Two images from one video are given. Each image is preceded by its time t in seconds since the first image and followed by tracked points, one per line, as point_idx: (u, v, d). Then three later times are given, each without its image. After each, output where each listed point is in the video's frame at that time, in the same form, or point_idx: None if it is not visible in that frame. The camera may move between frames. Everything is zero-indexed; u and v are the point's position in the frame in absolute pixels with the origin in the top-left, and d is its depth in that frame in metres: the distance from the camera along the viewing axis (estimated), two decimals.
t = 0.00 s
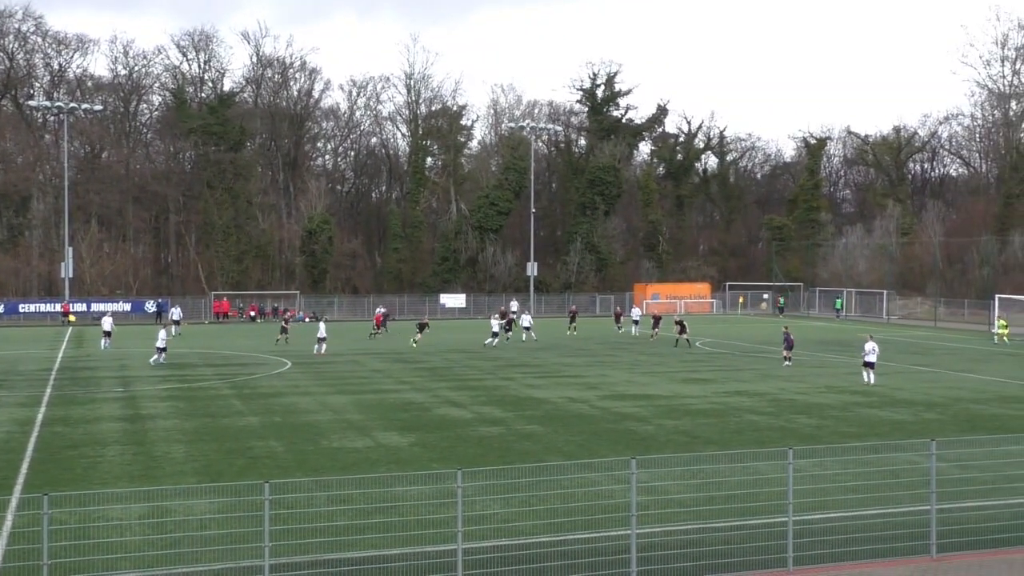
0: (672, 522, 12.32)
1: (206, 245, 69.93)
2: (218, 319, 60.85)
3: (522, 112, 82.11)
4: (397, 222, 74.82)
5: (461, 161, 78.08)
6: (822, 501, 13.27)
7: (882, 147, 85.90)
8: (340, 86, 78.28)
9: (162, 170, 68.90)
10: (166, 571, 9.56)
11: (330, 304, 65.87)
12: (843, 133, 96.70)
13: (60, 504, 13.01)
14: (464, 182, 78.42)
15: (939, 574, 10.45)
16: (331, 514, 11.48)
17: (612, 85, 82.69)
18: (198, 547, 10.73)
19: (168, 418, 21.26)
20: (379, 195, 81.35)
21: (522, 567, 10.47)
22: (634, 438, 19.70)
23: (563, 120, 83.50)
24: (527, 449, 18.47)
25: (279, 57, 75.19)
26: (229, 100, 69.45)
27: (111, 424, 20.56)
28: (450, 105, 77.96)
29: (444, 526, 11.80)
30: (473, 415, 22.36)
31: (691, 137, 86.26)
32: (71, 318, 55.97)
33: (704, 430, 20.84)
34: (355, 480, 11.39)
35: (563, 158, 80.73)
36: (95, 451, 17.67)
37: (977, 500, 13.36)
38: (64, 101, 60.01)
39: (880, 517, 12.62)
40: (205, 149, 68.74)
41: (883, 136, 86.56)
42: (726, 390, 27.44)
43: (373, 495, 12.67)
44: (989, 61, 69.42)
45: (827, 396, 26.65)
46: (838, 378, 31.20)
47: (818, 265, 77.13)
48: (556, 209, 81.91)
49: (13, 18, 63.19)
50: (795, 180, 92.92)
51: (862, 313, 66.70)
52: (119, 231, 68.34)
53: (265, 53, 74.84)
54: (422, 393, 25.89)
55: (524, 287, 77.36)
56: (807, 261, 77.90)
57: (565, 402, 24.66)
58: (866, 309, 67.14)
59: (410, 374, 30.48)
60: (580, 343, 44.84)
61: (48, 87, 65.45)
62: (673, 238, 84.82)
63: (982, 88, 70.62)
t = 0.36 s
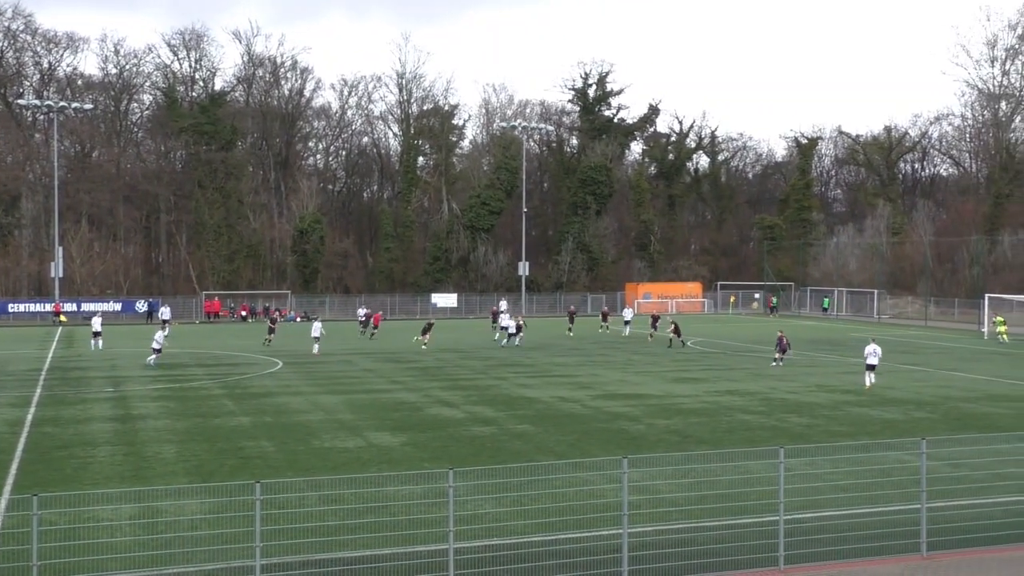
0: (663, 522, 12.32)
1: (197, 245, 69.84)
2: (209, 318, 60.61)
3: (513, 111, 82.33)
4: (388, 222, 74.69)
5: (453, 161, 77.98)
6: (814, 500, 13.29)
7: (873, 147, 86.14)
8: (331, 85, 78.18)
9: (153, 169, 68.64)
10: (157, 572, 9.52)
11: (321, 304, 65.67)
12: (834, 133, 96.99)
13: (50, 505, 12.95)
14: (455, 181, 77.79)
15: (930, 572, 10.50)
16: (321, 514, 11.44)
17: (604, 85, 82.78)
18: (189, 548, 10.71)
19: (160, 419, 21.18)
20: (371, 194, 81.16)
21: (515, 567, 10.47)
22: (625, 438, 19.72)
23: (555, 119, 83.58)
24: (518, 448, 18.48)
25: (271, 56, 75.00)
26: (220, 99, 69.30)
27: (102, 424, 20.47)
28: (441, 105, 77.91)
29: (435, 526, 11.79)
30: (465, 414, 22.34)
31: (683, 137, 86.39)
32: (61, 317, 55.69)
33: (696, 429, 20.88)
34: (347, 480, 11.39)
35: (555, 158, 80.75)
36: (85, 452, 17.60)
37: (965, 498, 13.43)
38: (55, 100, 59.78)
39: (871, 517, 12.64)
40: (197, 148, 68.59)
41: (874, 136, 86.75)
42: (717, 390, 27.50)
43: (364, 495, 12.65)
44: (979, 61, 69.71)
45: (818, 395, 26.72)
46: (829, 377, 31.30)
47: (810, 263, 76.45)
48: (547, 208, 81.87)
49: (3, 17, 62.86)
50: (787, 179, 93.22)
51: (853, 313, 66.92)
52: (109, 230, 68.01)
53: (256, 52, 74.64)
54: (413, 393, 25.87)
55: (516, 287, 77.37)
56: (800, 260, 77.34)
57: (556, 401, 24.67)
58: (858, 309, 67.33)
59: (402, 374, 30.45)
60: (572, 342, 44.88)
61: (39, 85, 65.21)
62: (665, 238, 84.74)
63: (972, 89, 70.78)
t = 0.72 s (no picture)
0: (642, 521, 12.40)
1: (177, 245, 69.46)
2: (189, 318, 60.21)
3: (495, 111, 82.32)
4: (369, 222, 74.43)
5: (434, 160, 77.87)
6: (792, 499, 13.41)
7: (852, 147, 86.72)
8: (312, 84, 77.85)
9: (132, 169, 68.08)
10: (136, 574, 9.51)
11: (302, 304, 65.40)
12: (814, 133, 97.60)
13: (28, 507, 12.87)
14: (437, 181, 78.14)
15: (908, 568, 10.65)
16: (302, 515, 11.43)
17: (585, 85, 82.99)
18: (168, 550, 10.72)
19: (138, 420, 21.04)
20: (352, 194, 80.75)
21: (495, 567, 10.52)
22: (606, 437, 19.79)
23: (536, 118, 83.78)
24: (499, 448, 18.50)
25: (251, 55, 74.58)
26: (200, 98, 68.81)
27: (80, 425, 20.31)
28: (422, 105, 77.85)
29: (416, 526, 11.81)
30: (446, 414, 22.33)
31: (663, 137, 86.76)
32: (39, 318, 55.12)
33: (677, 429, 20.98)
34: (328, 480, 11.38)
35: (536, 158, 80.90)
36: (63, 453, 17.47)
37: (943, 497, 13.57)
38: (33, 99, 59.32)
39: (850, 515, 12.78)
40: (177, 147, 68.18)
41: (853, 136, 87.33)
42: (698, 389, 27.64)
43: (345, 495, 12.65)
44: (957, 62, 70.59)
45: (797, 394, 26.92)
46: (808, 376, 31.52)
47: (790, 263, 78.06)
48: (528, 208, 81.90)
49: None
50: (767, 179, 93.86)
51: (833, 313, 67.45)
52: (88, 230, 67.29)
53: (235, 51, 74.19)
54: (395, 393, 25.83)
55: (497, 287, 77.39)
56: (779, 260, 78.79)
57: (538, 401, 24.71)
58: (837, 308, 67.85)
59: (383, 374, 30.39)
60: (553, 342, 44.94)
61: (15, 83, 64.49)
62: (646, 238, 84.80)
63: (950, 89, 71.59)
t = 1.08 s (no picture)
0: (608, 520, 12.50)
1: (139, 245, 68.65)
2: (151, 319, 59.29)
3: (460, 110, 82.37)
4: (334, 221, 74.26)
5: (399, 160, 78.31)
6: (756, 496, 13.59)
7: (815, 148, 87.20)
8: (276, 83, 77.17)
9: (92, 167, 67.08)
10: None
11: (267, 304, 64.88)
12: (777, 134, 98.68)
13: None
14: (402, 180, 78.48)
15: (869, 565, 10.83)
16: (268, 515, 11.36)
17: (550, 84, 83.29)
18: (132, 553, 10.63)
19: (100, 421, 20.73)
20: (317, 193, 80.82)
21: (462, 567, 10.56)
22: (572, 437, 19.91)
23: (502, 118, 84.00)
24: (466, 448, 18.51)
25: (214, 53, 73.52)
26: (162, 97, 68.79)
27: (40, 427, 19.97)
28: (388, 104, 77.56)
29: (382, 526, 11.81)
30: (413, 414, 22.32)
31: (629, 137, 87.33)
32: None
33: (642, 428, 21.16)
34: (294, 481, 11.37)
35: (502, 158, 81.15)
36: (22, 456, 17.17)
37: (904, 493, 13.83)
38: None
39: (814, 512, 12.97)
40: (139, 146, 67.86)
41: (817, 137, 88.26)
42: (664, 388, 27.86)
43: (311, 497, 12.62)
44: (917, 64, 71.87)
45: (761, 393, 27.25)
46: (772, 375, 31.91)
47: (754, 263, 79.06)
48: (494, 207, 81.99)
49: None
50: (730, 180, 94.90)
51: (796, 312, 68.28)
52: (47, 230, 65.64)
53: (198, 49, 73.13)
54: (361, 393, 25.75)
55: (463, 287, 77.16)
56: (744, 259, 79.92)
57: (504, 401, 24.76)
58: (800, 308, 68.67)
59: (349, 374, 30.29)
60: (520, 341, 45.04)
61: None
62: (612, 237, 85.34)
63: (911, 91, 72.84)
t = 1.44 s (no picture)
0: (567, 519, 12.58)
1: (93, 245, 67.06)
2: (105, 320, 58.33)
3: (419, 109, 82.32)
4: (292, 220, 73.68)
5: (358, 159, 77.78)
6: (712, 494, 13.76)
7: (772, 148, 88.61)
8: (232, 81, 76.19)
9: (44, 166, 65.42)
10: None
11: (223, 304, 64.19)
12: (734, 134, 99.83)
13: None
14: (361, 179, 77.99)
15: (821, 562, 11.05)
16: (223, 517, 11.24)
17: (509, 84, 83.41)
18: (84, 558, 10.47)
19: (51, 424, 20.34)
20: (274, 192, 80.19)
21: (422, 567, 10.57)
22: (530, 436, 19.99)
23: (461, 118, 84.13)
24: (425, 448, 18.52)
25: (168, 50, 72.24)
26: (116, 94, 67.47)
27: None
28: (346, 103, 77.18)
29: (340, 528, 11.76)
30: (371, 414, 22.25)
31: (587, 137, 87.87)
32: None
33: (600, 427, 21.31)
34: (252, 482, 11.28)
35: (461, 157, 81.07)
36: None
37: (857, 490, 14.11)
38: None
39: (769, 510, 13.18)
40: (91, 143, 66.38)
41: (773, 138, 89.51)
42: (622, 387, 28.07)
43: (268, 498, 12.51)
44: (872, 67, 73.31)
45: (717, 392, 27.57)
46: (729, 374, 32.31)
47: (711, 263, 80.28)
48: (453, 207, 81.80)
49: None
50: (688, 180, 95.73)
51: (753, 311, 69.11)
52: None
53: (153, 46, 71.93)
54: (318, 393, 25.58)
55: (421, 287, 76.94)
56: (702, 259, 80.85)
57: (463, 400, 24.77)
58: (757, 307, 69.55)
59: (306, 374, 30.07)
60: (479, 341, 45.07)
61: None
62: (571, 237, 85.78)
63: (866, 93, 74.28)
